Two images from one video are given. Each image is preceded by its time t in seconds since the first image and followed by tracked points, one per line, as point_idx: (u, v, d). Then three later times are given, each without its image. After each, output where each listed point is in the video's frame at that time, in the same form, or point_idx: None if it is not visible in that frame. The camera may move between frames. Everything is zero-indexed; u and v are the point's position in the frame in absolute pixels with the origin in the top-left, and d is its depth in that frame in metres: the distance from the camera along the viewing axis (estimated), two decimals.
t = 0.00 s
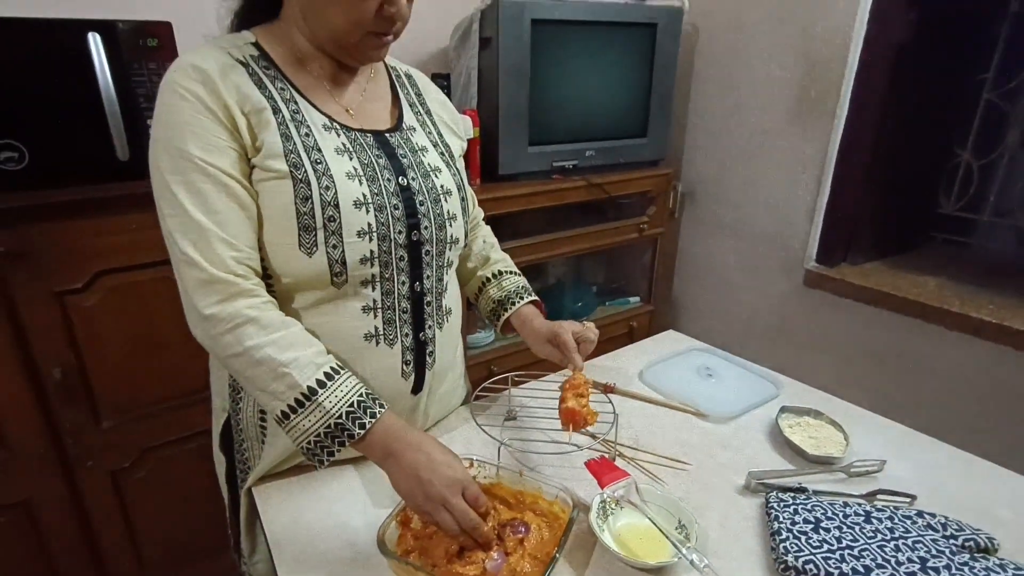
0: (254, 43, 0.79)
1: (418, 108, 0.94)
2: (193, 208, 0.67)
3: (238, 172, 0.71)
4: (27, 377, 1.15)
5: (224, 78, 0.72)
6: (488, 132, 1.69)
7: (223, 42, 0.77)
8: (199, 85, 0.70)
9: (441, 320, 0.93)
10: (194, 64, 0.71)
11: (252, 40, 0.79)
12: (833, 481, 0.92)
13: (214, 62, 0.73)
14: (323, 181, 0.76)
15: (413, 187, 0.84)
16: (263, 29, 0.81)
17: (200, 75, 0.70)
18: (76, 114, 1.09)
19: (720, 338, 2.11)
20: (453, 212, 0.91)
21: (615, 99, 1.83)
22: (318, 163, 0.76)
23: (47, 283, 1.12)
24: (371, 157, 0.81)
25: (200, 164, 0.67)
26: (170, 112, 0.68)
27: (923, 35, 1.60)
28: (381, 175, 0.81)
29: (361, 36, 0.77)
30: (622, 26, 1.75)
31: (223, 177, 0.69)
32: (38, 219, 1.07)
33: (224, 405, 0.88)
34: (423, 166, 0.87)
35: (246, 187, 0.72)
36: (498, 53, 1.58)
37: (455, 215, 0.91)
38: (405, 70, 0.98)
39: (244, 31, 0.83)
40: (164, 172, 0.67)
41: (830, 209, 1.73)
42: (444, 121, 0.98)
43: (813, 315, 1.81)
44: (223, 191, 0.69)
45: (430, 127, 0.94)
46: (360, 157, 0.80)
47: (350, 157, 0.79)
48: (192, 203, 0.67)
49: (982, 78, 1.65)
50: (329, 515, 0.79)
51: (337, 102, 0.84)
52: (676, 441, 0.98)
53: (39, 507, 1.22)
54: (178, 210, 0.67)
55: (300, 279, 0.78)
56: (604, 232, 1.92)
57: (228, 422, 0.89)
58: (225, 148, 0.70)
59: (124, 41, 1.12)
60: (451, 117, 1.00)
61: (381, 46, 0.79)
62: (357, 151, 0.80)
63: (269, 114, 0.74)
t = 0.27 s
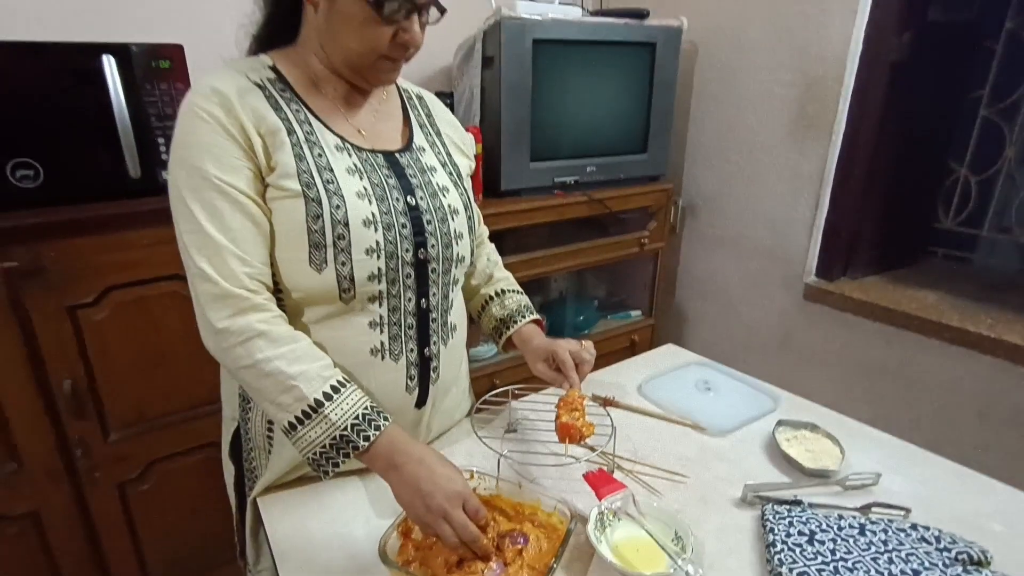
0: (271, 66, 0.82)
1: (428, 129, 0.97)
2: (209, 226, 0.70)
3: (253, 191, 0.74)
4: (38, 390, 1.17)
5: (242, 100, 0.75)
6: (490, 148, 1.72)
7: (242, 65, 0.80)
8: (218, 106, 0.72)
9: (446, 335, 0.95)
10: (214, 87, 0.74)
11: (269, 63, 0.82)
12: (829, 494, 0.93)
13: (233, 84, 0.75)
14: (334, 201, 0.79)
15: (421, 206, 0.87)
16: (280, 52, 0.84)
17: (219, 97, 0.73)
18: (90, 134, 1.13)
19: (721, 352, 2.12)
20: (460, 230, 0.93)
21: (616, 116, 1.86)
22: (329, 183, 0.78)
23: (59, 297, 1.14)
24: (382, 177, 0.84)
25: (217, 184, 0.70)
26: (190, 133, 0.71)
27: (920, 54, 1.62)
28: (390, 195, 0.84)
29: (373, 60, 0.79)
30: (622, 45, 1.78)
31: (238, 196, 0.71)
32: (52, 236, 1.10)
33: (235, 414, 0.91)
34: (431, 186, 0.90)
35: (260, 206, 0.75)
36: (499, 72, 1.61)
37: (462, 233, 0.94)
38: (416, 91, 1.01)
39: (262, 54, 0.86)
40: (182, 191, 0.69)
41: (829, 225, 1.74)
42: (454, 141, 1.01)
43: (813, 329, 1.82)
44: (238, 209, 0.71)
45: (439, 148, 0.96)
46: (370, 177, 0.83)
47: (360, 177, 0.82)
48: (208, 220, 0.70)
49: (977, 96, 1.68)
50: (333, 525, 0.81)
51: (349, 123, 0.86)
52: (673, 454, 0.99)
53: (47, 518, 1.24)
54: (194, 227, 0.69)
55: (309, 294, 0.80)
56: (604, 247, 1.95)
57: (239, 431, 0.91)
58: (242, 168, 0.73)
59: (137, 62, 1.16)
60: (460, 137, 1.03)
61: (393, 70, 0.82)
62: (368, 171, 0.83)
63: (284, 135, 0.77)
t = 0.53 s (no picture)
0: (286, 90, 0.84)
1: (437, 151, 1.00)
2: (222, 244, 0.72)
3: (265, 212, 0.76)
4: (47, 402, 1.19)
5: (257, 124, 0.77)
6: (492, 166, 1.75)
7: (259, 89, 0.83)
8: (234, 129, 0.75)
9: (449, 353, 0.97)
10: (231, 111, 0.77)
11: (285, 88, 0.85)
12: (824, 508, 0.94)
13: (249, 108, 0.78)
14: (343, 222, 0.81)
15: (428, 228, 0.89)
16: (296, 76, 0.87)
17: (235, 121, 0.76)
18: (102, 154, 1.16)
19: (722, 366, 2.13)
20: (466, 251, 0.95)
21: (617, 133, 1.89)
22: (339, 205, 0.81)
23: (69, 311, 1.17)
24: (390, 199, 0.86)
25: (231, 204, 0.73)
26: (207, 154, 0.73)
27: (918, 74, 1.64)
28: (397, 217, 0.86)
29: (387, 85, 0.82)
30: (622, 65, 1.82)
31: (251, 216, 0.74)
32: (64, 251, 1.13)
33: (241, 426, 0.93)
34: (438, 208, 0.92)
35: (272, 226, 0.78)
36: (501, 92, 1.65)
37: (467, 254, 0.96)
38: (427, 114, 1.04)
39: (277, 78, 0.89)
40: (197, 211, 0.72)
41: (828, 242, 1.76)
42: (462, 163, 1.04)
43: (813, 344, 1.84)
44: (251, 229, 0.74)
45: (448, 170, 0.99)
46: (379, 199, 0.85)
47: (369, 199, 0.84)
48: (220, 238, 0.72)
49: (974, 114, 1.70)
50: (335, 536, 0.82)
51: (361, 145, 0.89)
52: (671, 468, 1.01)
53: (54, 530, 1.26)
54: (208, 244, 0.72)
55: (317, 311, 0.82)
56: (605, 263, 1.97)
57: (244, 442, 0.93)
58: (255, 189, 0.75)
59: (149, 84, 1.20)
60: (468, 160, 1.06)
61: (405, 95, 0.85)
62: (376, 194, 0.85)
63: (297, 158, 0.79)
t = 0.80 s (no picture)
0: (299, 105, 0.87)
1: (444, 166, 1.01)
2: (229, 252, 0.75)
3: (272, 223, 0.79)
4: (53, 410, 1.21)
5: (268, 138, 0.80)
6: (493, 177, 1.77)
7: (272, 104, 0.86)
8: (245, 143, 0.78)
9: (448, 365, 0.98)
10: (242, 124, 0.80)
11: (297, 102, 0.87)
12: (820, 516, 0.95)
13: (260, 122, 0.81)
14: (346, 234, 0.83)
15: (430, 242, 0.91)
16: (308, 92, 0.90)
17: (247, 134, 0.79)
18: (109, 165, 1.19)
19: (722, 375, 2.14)
20: (468, 266, 0.96)
21: (616, 145, 1.91)
22: (343, 218, 0.83)
23: (75, 321, 1.19)
24: (393, 213, 0.88)
25: (239, 215, 0.75)
26: (220, 167, 0.76)
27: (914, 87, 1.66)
28: (400, 231, 0.88)
29: (398, 101, 0.85)
30: (621, 77, 1.84)
31: (258, 227, 0.76)
32: (70, 262, 1.15)
33: (244, 431, 0.95)
34: (441, 223, 0.93)
35: (278, 236, 0.80)
36: (502, 104, 1.67)
37: (470, 269, 0.97)
38: (435, 127, 1.05)
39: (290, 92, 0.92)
40: (206, 220, 0.74)
41: (826, 252, 1.77)
42: (469, 178, 1.06)
43: (812, 354, 1.84)
44: (257, 238, 0.76)
45: (453, 185, 1.00)
46: (383, 213, 0.87)
47: (373, 213, 0.86)
48: (228, 246, 0.75)
49: (970, 126, 1.72)
50: (334, 543, 0.83)
51: (368, 160, 0.91)
52: (667, 476, 1.02)
53: (58, 537, 1.27)
54: (216, 253, 0.74)
55: (318, 321, 0.84)
56: (605, 272, 1.98)
57: (246, 447, 0.95)
58: (263, 201, 0.78)
59: (156, 98, 1.24)
60: (475, 175, 1.07)
61: (415, 111, 0.88)
62: (381, 207, 0.87)
63: (304, 171, 0.82)
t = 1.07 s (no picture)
0: (313, 113, 0.90)
1: (454, 178, 1.02)
2: (239, 250, 0.76)
3: (281, 224, 0.81)
4: (58, 414, 1.22)
5: (281, 143, 0.82)
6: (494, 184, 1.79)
7: (287, 111, 0.89)
8: (260, 146, 0.81)
9: (448, 371, 0.99)
10: (258, 128, 0.82)
11: (313, 110, 0.90)
12: (816, 520, 0.96)
13: (274, 127, 0.84)
14: (350, 240, 0.84)
15: (434, 250, 0.92)
16: (324, 100, 0.92)
17: (261, 138, 0.81)
18: (116, 172, 1.21)
19: (722, 381, 2.15)
20: (471, 276, 0.97)
21: (616, 152, 1.93)
22: (348, 223, 0.85)
23: (81, 325, 1.20)
24: (398, 221, 0.89)
25: (249, 214, 0.77)
26: (235, 168, 0.78)
27: (913, 95, 1.67)
28: (404, 238, 0.89)
29: (410, 112, 0.87)
30: (621, 86, 1.86)
31: (266, 228, 0.78)
32: (77, 266, 1.16)
33: (250, 429, 0.97)
34: (446, 233, 0.94)
35: (286, 238, 0.82)
36: (503, 112, 1.69)
37: (473, 278, 0.98)
38: (448, 140, 1.07)
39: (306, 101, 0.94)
40: (219, 219, 0.77)
41: (825, 259, 1.79)
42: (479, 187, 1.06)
43: (812, 360, 1.85)
44: (265, 238, 0.78)
45: (461, 196, 1.01)
46: (388, 220, 0.88)
47: (379, 220, 0.88)
48: (238, 243, 0.77)
49: (969, 134, 1.72)
50: (335, 544, 0.84)
51: (378, 168, 0.92)
52: (665, 480, 1.02)
53: (61, 539, 1.28)
54: (225, 251, 0.77)
55: (320, 323, 0.86)
56: (606, 279, 1.99)
57: (252, 445, 0.97)
58: (274, 202, 0.80)
59: (162, 106, 1.26)
60: (486, 187, 1.08)
61: (426, 123, 0.89)
62: (386, 215, 0.89)
63: (314, 175, 0.84)
